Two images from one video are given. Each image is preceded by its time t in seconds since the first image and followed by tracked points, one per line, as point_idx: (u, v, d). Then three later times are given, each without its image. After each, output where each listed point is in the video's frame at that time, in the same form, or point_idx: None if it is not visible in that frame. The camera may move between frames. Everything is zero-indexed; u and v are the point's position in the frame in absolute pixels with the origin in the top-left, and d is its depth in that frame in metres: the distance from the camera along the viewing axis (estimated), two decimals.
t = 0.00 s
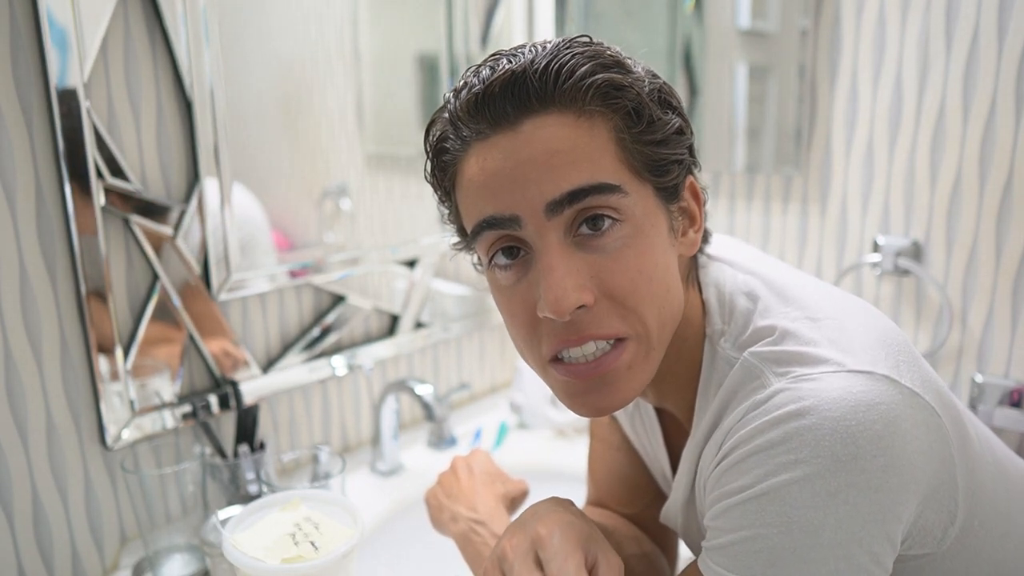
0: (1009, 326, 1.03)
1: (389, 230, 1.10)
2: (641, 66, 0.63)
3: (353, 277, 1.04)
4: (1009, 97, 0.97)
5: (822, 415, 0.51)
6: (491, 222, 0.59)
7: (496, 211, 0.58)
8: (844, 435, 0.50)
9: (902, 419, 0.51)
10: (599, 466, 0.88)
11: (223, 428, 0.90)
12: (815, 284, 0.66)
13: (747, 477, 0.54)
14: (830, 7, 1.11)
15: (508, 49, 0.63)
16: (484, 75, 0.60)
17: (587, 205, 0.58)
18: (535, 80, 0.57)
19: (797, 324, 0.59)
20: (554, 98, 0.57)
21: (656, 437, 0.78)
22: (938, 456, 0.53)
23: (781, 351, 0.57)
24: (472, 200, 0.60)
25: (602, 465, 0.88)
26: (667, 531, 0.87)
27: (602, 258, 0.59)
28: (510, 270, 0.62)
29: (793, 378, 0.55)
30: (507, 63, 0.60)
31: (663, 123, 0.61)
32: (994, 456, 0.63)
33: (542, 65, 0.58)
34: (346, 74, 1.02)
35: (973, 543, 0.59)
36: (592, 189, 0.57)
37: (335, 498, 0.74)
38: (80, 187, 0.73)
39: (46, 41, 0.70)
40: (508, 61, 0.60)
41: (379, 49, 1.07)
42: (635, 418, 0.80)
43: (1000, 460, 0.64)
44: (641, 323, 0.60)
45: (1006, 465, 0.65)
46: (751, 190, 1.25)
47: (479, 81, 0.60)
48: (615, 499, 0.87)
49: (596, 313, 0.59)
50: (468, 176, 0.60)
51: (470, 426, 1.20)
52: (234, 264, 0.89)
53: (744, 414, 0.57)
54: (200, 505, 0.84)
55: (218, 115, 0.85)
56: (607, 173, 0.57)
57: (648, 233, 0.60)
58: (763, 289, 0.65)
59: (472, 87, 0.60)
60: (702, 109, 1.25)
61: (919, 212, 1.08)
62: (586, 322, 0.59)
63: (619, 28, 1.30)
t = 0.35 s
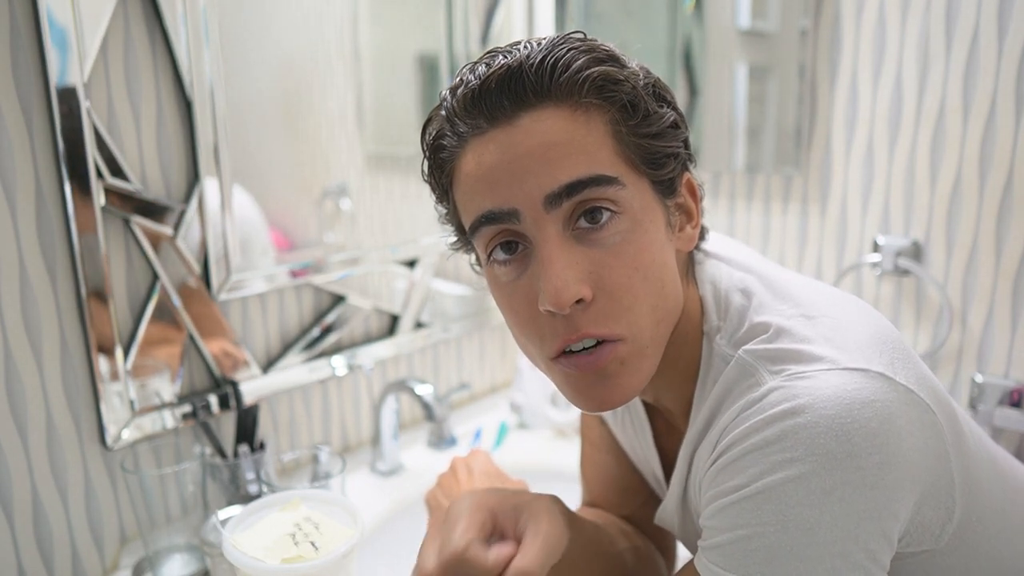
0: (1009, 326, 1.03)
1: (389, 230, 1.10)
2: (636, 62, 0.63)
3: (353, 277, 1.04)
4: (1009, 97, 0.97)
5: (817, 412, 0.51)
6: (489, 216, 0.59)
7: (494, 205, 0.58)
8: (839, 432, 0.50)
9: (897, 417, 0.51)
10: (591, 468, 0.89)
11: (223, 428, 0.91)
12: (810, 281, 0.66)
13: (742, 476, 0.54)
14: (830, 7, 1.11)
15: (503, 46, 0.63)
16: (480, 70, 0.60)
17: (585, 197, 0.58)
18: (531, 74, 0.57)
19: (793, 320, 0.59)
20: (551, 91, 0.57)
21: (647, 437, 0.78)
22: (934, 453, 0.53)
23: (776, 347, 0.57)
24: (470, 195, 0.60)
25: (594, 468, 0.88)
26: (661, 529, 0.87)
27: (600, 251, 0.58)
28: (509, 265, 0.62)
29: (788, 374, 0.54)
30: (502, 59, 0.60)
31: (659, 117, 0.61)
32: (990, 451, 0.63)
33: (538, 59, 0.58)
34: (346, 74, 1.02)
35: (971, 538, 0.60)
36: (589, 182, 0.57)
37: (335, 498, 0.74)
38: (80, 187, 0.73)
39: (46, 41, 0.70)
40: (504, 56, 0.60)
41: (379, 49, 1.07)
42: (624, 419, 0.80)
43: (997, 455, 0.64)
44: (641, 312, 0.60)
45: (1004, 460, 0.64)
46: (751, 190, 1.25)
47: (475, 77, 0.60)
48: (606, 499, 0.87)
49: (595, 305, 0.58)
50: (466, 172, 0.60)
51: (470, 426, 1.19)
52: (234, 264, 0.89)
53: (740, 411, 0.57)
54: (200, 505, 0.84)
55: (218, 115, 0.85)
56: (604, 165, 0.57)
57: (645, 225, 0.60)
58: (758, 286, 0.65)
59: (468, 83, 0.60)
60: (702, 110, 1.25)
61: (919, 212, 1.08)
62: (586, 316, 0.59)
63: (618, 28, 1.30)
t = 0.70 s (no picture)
0: (1009, 327, 1.03)
1: (389, 230, 1.10)
2: (632, 65, 0.63)
3: (353, 278, 1.04)
4: (1009, 97, 0.97)
5: (813, 411, 0.51)
6: (488, 221, 0.59)
7: (493, 210, 0.58)
8: (834, 429, 0.50)
9: (893, 414, 0.51)
10: (592, 467, 0.89)
11: (223, 428, 0.91)
12: (809, 280, 0.66)
13: (740, 472, 0.54)
14: (830, 7, 1.11)
15: (501, 51, 0.63)
16: (478, 77, 0.60)
17: (581, 202, 0.58)
18: (526, 81, 0.57)
19: (790, 320, 0.59)
20: (546, 97, 0.57)
21: (651, 435, 0.78)
22: (931, 449, 0.53)
23: (774, 348, 0.57)
24: (468, 200, 0.60)
25: (596, 464, 0.88)
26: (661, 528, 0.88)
27: (597, 253, 0.58)
28: (508, 268, 0.62)
29: (784, 374, 0.55)
30: (499, 66, 0.60)
31: (655, 120, 0.61)
32: (991, 448, 0.63)
33: (534, 66, 0.58)
34: (346, 74, 1.02)
35: (970, 536, 0.59)
36: (585, 185, 0.57)
37: (335, 498, 0.74)
38: (80, 187, 0.73)
39: (46, 41, 0.70)
40: (501, 63, 0.60)
41: (379, 49, 1.07)
42: (627, 415, 0.80)
43: (998, 452, 0.64)
44: (637, 317, 0.60)
45: (1005, 457, 0.64)
46: (751, 190, 1.25)
47: (472, 84, 0.60)
48: (606, 497, 0.88)
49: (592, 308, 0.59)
50: (464, 178, 0.60)
51: (470, 426, 1.19)
52: (234, 264, 0.89)
53: (738, 410, 0.57)
54: (200, 505, 0.84)
55: (218, 115, 0.85)
56: (601, 170, 0.57)
57: (642, 227, 0.60)
58: (757, 286, 0.65)
59: (466, 90, 0.60)
60: (701, 110, 1.25)
61: (919, 212, 1.08)
62: (583, 319, 0.59)
63: (618, 28, 1.30)
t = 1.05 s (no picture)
0: (1009, 327, 1.03)
1: (389, 230, 1.10)
2: (633, 68, 0.63)
3: (353, 277, 1.04)
4: (1009, 97, 0.98)
5: (808, 404, 0.51)
6: (489, 221, 0.59)
7: (495, 210, 0.58)
8: (829, 422, 0.50)
9: (889, 408, 0.51)
10: (597, 465, 0.89)
11: (223, 428, 0.90)
12: (811, 278, 0.66)
13: (736, 465, 0.54)
14: (830, 7, 1.11)
15: (504, 56, 0.62)
16: (482, 83, 0.60)
17: (580, 201, 0.58)
18: (528, 86, 0.57)
19: (789, 317, 0.59)
20: (547, 101, 0.57)
21: (658, 431, 0.78)
22: (927, 445, 0.53)
23: (772, 343, 0.57)
24: (471, 200, 0.60)
25: (601, 462, 0.88)
26: (665, 528, 0.88)
27: (595, 251, 0.58)
28: (512, 267, 0.62)
29: (781, 367, 0.55)
30: (503, 71, 0.60)
31: (654, 122, 0.61)
32: (992, 446, 0.63)
33: (535, 70, 0.58)
34: (346, 74, 1.02)
35: (969, 533, 0.59)
36: (584, 184, 0.57)
37: (335, 498, 0.74)
38: (80, 187, 0.73)
39: (46, 41, 0.70)
40: (504, 68, 0.60)
41: (379, 49, 1.07)
42: (635, 411, 0.80)
43: (999, 449, 0.64)
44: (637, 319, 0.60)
45: (1007, 455, 0.64)
46: (751, 190, 1.25)
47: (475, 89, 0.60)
48: (610, 495, 0.87)
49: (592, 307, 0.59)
50: (468, 179, 0.60)
51: (470, 426, 1.19)
52: (234, 264, 0.89)
53: (736, 404, 0.57)
54: (200, 505, 0.84)
55: (218, 115, 0.85)
56: (600, 170, 0.57)
57: (642, 227, 0.60)
58: (758, 285, 0.65)
59: (471, 95, 0.60)
60: (701, 110, 1.25)
61: (919, 212, 1.08)
62: (585, 316, 0.59)
63: (618, 28, 1.30)
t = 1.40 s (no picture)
0: (1009, 326, 1.03)
1: (389, 230, 1.10)
2: (632, 72, 0.63)
3: (353, 278, 1.04)
4: (1008, 97, 0.98)
5: (805, 402, 0.51)
6: (491, 223, 0.60)
7: (496, 213, 0.59)
8: (827, 419, 0.50)
9: (887, 407, 0.51)
10: (598, 465, 0.89)
11: (223, 428, 0.90)
12: (812, 278, 0.66)
13: (736, 462, 0.54)
14: (830, 7, 1.11)
15: (504, 62, 0.62)
16: (483, 88, 0.60)
17: (580, 203, 0.57)
18: (526, 92, 0.57)
19: (790, 316, 0.59)
20: (545, 106, 0.57)
21: (662, 429, 0.78)
22: (927, 442, 0.53)
23: (772, 342, 0.57)
24: (473, 203, 0.61)
25: (602, 460, 0.88)
26: (665, 526, 0.88)
27: (594, 253, 0.59)
28: (513, 269, 0.62)
29: (780, 366, 0.55)
30: (503, 78, 0.59)
31: (652, 125, 0.61)
32: (995, 446, 0.63)
33: (534, 76, 0.58)
34: (346, 74, 1.02)
35: (972, 531, 0.59)
36: (583, 186, 0.57)
37: (335, 498, 0.74)
38: (80, 187, 0.73)
39: (46, 41, 0.70)
40: (505, 74, 0.60)
41: (379, 49, 1.07)
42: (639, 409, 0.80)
43: (1003, 449, 0.63)
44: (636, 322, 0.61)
45: (1011, 455, 0.64)
46: (751, 190, 1.25)
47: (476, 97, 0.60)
48: (610, 493, 0.88)
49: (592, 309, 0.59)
50: (470, 184, 0.60)
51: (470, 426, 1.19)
52: (234, 264, 0.89)
53: (737, 403, 0.57)
54: (200, 506, 0.84)
55: (218, 115, 0.85)
56: (599, 171, 0.58)
57: (641, 228, 0.60)
58: (759, 284, 0.64)
59: (472, 101, 0.60)
60: (701, 110, 1.25)
61: (919, 212, 1.08)
62: (586, 318, 0.59)
63: (618, 27, 1.30)
